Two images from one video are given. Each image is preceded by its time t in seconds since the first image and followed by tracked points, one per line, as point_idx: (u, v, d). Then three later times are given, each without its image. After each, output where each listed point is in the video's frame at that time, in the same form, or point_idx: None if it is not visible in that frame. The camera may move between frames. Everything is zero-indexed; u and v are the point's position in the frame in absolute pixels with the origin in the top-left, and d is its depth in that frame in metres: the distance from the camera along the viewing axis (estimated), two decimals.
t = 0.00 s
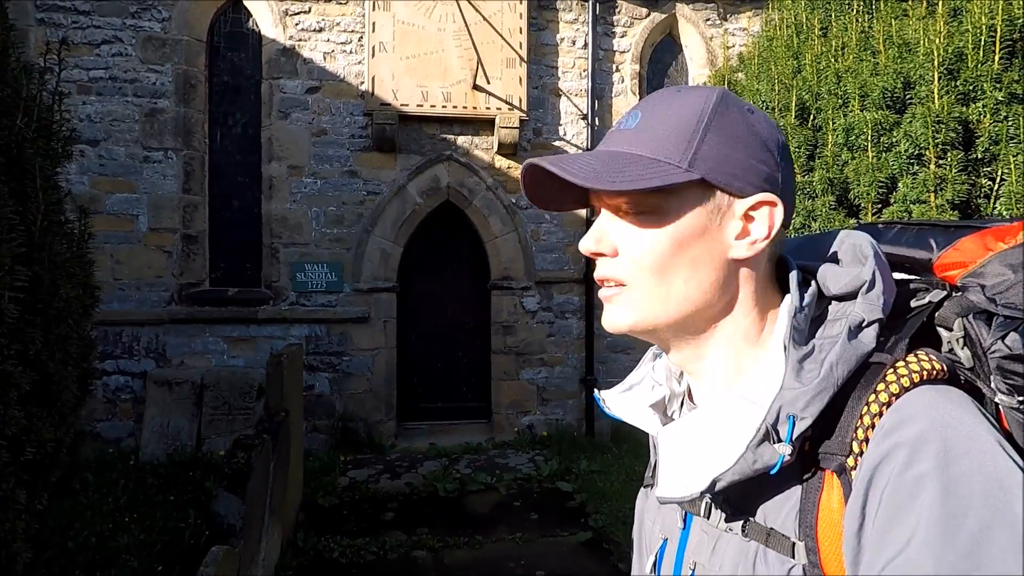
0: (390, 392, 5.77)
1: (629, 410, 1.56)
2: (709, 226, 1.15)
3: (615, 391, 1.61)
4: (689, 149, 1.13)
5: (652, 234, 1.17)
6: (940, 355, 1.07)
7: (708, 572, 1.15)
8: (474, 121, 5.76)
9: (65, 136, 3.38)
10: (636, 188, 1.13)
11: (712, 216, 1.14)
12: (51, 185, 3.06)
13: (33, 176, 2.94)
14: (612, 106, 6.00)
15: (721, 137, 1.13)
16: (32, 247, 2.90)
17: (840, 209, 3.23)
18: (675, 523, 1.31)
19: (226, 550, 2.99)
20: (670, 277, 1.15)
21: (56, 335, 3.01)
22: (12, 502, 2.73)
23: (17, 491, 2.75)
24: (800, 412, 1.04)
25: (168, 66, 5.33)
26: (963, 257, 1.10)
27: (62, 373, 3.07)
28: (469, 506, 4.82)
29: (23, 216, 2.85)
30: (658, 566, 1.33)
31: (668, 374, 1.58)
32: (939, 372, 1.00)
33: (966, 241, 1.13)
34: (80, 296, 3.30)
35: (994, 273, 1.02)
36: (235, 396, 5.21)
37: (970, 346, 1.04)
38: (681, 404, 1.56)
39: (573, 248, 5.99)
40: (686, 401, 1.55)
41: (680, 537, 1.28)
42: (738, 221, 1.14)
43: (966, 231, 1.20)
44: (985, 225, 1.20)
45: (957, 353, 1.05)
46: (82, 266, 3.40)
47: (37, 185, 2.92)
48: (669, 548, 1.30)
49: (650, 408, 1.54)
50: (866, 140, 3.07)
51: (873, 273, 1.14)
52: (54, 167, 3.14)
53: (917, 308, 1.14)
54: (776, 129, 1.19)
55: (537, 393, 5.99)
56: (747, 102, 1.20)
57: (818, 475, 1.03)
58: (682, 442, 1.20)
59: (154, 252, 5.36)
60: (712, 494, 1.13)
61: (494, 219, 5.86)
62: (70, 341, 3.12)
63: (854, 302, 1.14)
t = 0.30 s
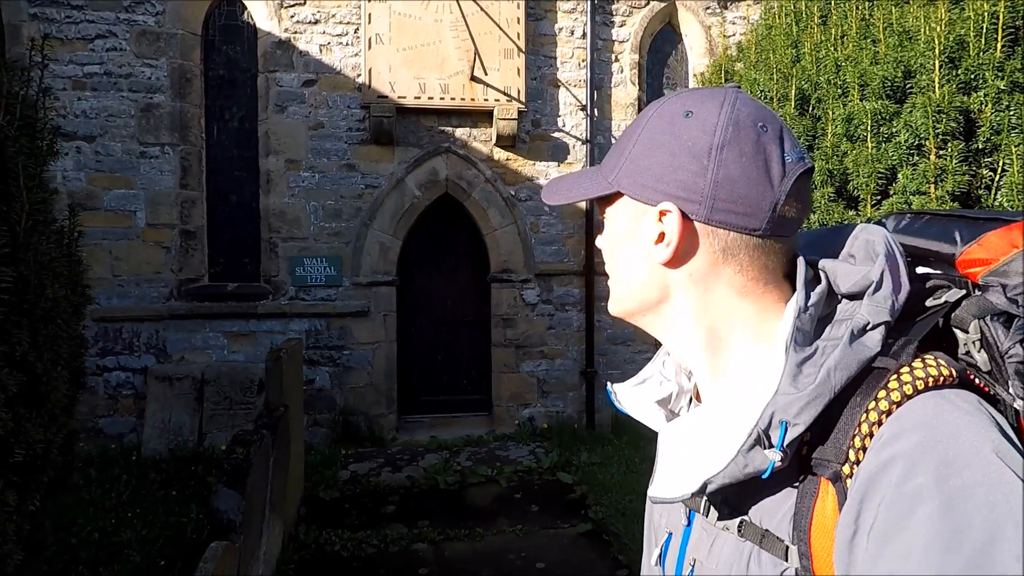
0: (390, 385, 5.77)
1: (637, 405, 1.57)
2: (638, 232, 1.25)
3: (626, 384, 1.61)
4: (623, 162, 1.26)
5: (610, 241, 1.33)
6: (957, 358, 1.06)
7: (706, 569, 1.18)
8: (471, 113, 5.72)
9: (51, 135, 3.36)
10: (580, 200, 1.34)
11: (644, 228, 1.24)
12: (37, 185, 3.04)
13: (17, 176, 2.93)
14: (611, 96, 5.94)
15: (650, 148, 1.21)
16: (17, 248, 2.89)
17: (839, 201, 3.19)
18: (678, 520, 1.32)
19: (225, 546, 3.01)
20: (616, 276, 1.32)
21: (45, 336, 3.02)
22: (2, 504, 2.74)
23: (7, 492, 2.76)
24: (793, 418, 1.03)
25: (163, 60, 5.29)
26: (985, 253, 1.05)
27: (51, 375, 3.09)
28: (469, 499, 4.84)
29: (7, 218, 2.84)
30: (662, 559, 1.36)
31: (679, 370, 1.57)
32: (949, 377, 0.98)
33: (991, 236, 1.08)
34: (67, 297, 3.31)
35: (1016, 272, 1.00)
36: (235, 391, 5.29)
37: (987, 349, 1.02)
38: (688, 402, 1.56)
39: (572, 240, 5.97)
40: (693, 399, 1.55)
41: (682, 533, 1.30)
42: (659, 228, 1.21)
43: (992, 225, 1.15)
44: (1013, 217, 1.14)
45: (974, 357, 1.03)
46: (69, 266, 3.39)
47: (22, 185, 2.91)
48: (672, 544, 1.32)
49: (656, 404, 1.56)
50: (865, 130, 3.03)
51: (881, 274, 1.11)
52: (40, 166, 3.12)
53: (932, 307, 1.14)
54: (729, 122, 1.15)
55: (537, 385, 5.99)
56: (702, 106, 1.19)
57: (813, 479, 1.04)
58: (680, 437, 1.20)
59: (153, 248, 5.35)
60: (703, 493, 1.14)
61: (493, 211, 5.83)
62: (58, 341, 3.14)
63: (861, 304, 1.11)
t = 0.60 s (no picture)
0: (380, 380, 5.73)
1: (643, 398, 1.59)
2: (642, 228, 1.24)
3: (633, 376, 1.63)
4: (627, 158, 1.24)
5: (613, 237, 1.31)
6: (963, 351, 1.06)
7: (711, 561, 1.17)
8: (461, 106, 5.68)
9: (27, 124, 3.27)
10: (584, 197, 1.33)
11: (650, 225, 1.22)
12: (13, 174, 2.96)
13: None
14: (601, 89, 5.93)
15: (654, 145, 1.20)
16: None
17: (831, 193, 3.18)
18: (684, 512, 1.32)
19: (212, 544, 2.96)
20: (621, 273, 1.30)
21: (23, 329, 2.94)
22: None
23: None
24: (796, 411, 1.03)
25: (147, 49, 5.20)
26: (992, 244, 1.07)
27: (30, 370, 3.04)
28: (459, 494, 4.82)
29: None
30: (668, 550, 1.36)
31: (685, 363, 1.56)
32: (954, 370, 0.97)
33: (998, 226, 1.10)
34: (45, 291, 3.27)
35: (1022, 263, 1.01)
36: (223, 385, 5.17)
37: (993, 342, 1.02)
38: (693, 395, 1.54)
39: (562, 234, 5.97)
40: (699, 392, 1.53)
41: (688, 525, 1.29)
42: (664, 226, 1.19)
43: (999, 216, 1.16)
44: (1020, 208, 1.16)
45: (980, 349, 1.03)
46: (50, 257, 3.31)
47: None
48: (678, 535, 1.32)
49: (661, 397, 1.56)
50: (857, 123, 3.02)
51: (886, 266, 1.11)
52: (17, 155, 3.04)
53: (939, 300, 1.14)
54: (733, 119, 1.14)
55: (527, 379, 5.98)
56: (707, 102, 1.17)
57: (818, 470, 1.02)
58: (687, 433, 1.21)
59: (137, 241, 5.26)
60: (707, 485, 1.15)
61: (483, 205, 5.80)
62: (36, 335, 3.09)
63: (865, 297, 1.10)
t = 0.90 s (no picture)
0: (369, 376, 5.72)
1: (631, 397, 1.59)
2: (631, 228, 1.23)
3: (621, 374, 1.63)
4: (616, 158, 1.23)
5: (601, 237, 1.31)
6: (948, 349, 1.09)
7: (698, 559, 1.17)
8: (451, 101, 5.66)
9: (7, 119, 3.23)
10: (573, 197, 1.32)
11: (639, 226, 1.21)
12: None
13: None
14: (591, 85, 5.92)
15: (642, 144, 1.19)
16: None
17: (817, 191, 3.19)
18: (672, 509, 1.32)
19: (197, 541, 2.95)
20: (611, 272, 1.30)
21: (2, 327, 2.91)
22: None
23: None
24: (785, 410, 1.02)
25: (133, 43, 5.14)
26: (978, 245, 1.08)
27: (8, 368, 3.15)
28: (448, 490, 4.82)
29: None
30: (655, 549, 1.36)
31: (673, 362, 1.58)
32: (940, 369, 0.98)
33: (984, 227, 1.10)
34: (21, 290, 3.34)
35: (1008, 264, 1.03)
36: (210, 382, 5.14)
37: (978, 342, 1.06)
38: (681, 393, 1.55)
39: (552, 230, 5.96)
40: (687, 390, 1.54)
41: (675, 524, 1.29)
42: (653, 226, 1.19)
43: (985, 217, 1.16)
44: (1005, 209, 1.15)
45: (965, 349, 1.07)
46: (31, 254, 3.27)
47: None
48: (664, 534, 1.31)
49: (649, 396, 1.56)
50: (843, 121, 3.03)
51: (873, 266, 1.12)
52: None
53: (924, 300, 1.16)
54: (722, 119, 1.13)
55: (517, 375, 5.98)
56: (696, 101, 1.16)
57: (805, 469, 1.02)
58: (676, 429, 1.21)
59: (123, 237, 5.22)
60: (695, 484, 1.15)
61: (472, 201, 5.78)
62: (15, 334, 3.20)
63: (853, 297, 1.12)
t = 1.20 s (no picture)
0: (369, 374, 5.74)
1: (621, 394, 1.56)
2: (620, 226, 1.23)
3: (611, 371, 1.60)
4: (603, 156, 1.23)
5: (590, 236, 1.30)
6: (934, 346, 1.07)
7: (689, 555, 1.16)
8: (448, 99, 5.66)
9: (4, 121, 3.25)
10: (561, 196, 1.31)
11: (629, 224, 1.21)
12: None
13: None
14: (588, 82, 5.91)
15: (630, 143, 1.18)
16: None
17: (810, 187, 3.20)
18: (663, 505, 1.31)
19: (197, 539, 2.97)
20: (600, 271, 1.29)
21: None
22: None
23: None
24: (774, 407, 1.02)
25: (130, 44, 5.16)
26: (964, 242, 1.05)
27: (5, 369, 3.36)
28: (448, 487, 4.84)
29: None
30: (647, 546, 1.36)
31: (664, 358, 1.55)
32: (927, 365, 0.99)
33: (971, 224, 1.07)
34: (15, 292, 3.49)
35: (994, 260, 0.99)
36: (211, 381, 5.22)
37: (964, 338, 1.02)
38: (672, 390, 1.54)
39: (551, 227, 5.96)
40: (677, 387, 1.53)
41: (665, 521, 1.28)
42: (642, 224, 1.18)
43: (972, 214, 1.13)
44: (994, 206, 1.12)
45: (951, 345, 1.04)
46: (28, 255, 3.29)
47: None
48: (656, 530, 1.31)
49: (640, 393, 1.54)
50: (836, 116, 3.01)
51: (862, 263, 1.12)
52: None
53: (911, 296, 1.13)
54: (710, 117, 1.12)
55: (517, 372, 5.99)
56: (683, 100, 1.15)
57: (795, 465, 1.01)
58: (665, 425, 1.21)
59: (124, 237, 5.25)
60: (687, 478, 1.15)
61: (471, 198, 5.78)
62: (10, 334, 3.36)
63: (841, 293, 1.12)
